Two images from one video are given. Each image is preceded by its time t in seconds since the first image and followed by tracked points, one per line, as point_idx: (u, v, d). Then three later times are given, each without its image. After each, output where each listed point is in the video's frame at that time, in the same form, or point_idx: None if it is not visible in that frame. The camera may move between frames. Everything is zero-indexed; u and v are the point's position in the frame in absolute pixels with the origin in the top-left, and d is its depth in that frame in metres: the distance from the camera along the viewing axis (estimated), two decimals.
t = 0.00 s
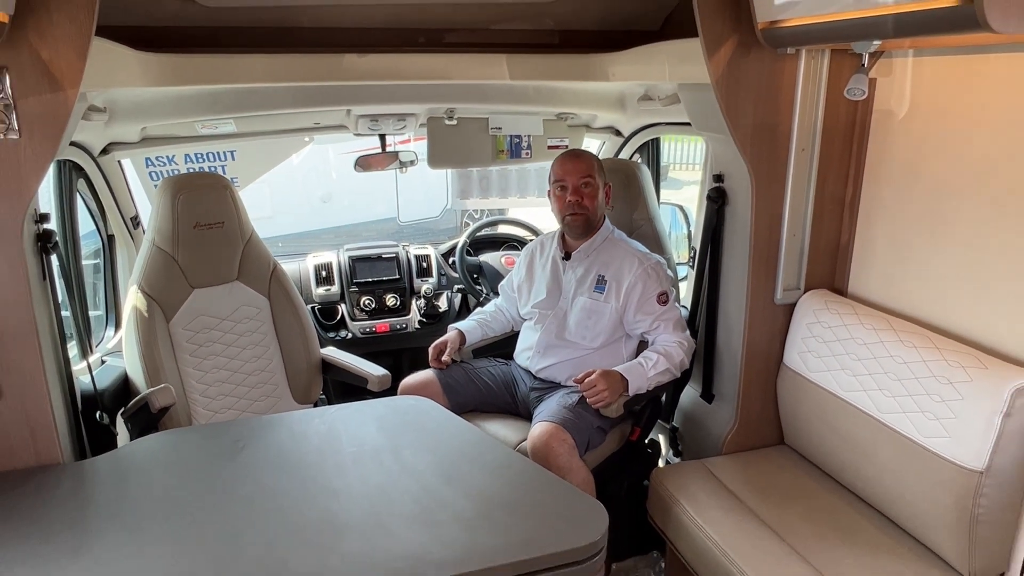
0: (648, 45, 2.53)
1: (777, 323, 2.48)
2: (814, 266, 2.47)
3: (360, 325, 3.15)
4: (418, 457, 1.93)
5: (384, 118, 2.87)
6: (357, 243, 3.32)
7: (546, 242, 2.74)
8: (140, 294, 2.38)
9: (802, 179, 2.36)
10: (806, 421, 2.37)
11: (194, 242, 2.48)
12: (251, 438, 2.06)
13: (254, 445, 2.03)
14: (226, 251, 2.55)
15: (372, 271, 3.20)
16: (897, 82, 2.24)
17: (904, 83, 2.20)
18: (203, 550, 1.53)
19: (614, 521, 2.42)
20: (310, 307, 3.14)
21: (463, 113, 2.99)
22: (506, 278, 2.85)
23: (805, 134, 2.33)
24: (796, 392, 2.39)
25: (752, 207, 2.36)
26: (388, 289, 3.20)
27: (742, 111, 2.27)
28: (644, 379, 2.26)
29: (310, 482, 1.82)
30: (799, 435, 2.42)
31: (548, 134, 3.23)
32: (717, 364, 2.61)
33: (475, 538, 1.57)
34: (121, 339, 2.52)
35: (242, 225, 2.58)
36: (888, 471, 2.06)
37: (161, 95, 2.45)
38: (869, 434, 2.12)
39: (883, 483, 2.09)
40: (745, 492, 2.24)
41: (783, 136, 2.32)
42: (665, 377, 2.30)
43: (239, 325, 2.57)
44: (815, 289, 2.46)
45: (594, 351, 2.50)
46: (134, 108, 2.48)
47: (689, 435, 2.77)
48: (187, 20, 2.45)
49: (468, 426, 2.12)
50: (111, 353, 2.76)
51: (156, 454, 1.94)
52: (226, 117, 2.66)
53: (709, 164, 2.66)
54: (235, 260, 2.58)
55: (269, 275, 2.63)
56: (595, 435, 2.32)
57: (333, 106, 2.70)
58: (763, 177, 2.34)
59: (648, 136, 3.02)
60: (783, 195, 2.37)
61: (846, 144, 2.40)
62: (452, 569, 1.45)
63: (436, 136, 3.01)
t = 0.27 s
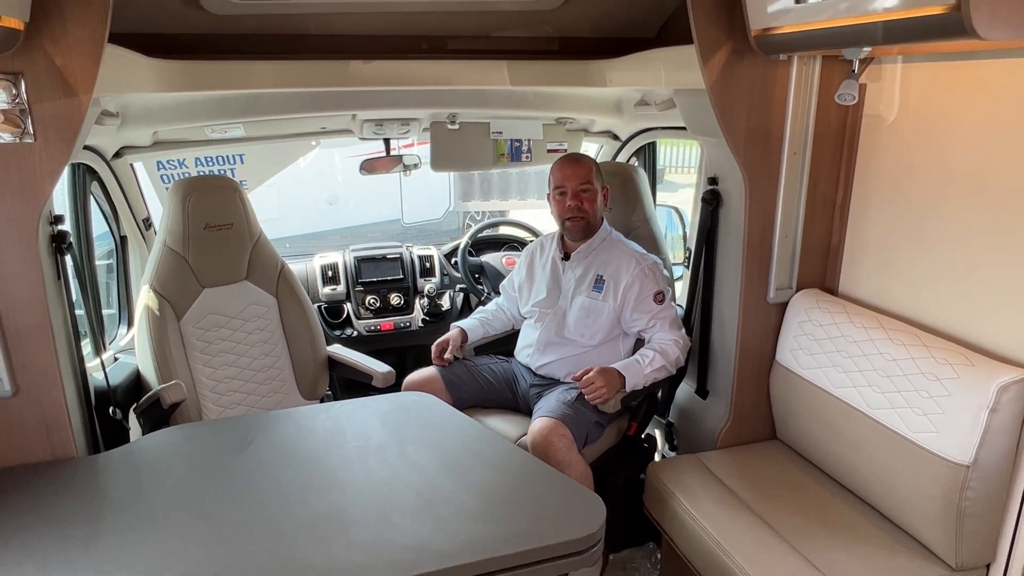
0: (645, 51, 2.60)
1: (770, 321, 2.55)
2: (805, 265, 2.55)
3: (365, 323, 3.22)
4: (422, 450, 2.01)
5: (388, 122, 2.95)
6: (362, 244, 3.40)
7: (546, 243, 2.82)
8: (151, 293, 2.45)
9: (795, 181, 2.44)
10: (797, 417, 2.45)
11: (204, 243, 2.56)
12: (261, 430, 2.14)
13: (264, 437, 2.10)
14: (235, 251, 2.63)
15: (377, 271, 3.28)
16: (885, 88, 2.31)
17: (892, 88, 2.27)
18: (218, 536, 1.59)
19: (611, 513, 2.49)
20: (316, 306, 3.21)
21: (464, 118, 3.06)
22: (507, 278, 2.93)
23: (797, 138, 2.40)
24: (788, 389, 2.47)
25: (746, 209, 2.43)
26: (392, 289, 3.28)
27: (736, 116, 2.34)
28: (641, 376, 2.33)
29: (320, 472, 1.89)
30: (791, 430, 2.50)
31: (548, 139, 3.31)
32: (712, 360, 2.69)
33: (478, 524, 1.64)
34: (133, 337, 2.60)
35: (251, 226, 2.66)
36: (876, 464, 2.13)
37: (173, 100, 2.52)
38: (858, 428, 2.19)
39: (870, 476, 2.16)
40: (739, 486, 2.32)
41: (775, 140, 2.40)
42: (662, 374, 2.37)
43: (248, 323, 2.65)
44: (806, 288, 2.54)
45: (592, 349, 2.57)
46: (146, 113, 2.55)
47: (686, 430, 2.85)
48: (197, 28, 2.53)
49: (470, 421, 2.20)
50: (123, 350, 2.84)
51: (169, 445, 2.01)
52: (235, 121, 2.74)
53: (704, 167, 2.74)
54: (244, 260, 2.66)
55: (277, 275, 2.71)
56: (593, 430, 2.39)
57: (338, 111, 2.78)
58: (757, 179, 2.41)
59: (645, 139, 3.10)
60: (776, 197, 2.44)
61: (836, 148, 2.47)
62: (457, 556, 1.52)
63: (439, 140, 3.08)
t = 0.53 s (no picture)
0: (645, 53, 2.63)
1: (768, 320, 2.58)
2: (803, 265, 2.57)
3: (367, 322, 3.25)
4: (425, 447, 2.03)
5: (390, 123, 2.98)
6: (364, 244, 3.43)
7: (546, 243, 2.85)
8: (156, 293, 2.49)
9: (793, 182, 2.46)
10: (795, 415, 2.47)
11: (208, 243, 2.59)
12: (265, 428, 2.16)
13: (267, 434, 2.13)
14: (239, 251, 2.66)
15: (379, 271, 3.31)
16: (882, 89, 2.33)
17: (889, 90, 2.30)
18: (223, 532, 1.62)
19: (611, 510, 2.52)
20: (319, 306, 3.24)
21: (466, 119, 3.09)
22: (508, 277, 2.95)
23: (795, 138, 2.42)
24: (786, 387, 2.49)
25: (744, 209, 2.46)
26: (394, 288, 3.30)
27: (735, 117, 2.36)
28: (641, 374, 2.35)
29: (323, 469, 1.92)
30: (789, 427, 2.52)
31: (549, 140, 3.34)
32: (711, 359, 2.71)
33: (479, 520, 1.67)
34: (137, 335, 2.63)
35: (254, 226, 2.69)
36: (872, 461, 2.16)
37: (177, 102, 2.55)
38: (855, 426, 2.21)
39: (867, 473, 2.19)
40: (737, 483, 2.35)
41: (773, 141, 2.42)
42: (661, 373, 2.40)
43: (252, 323, 2.68)
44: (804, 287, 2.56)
45: (593, 348, 2.59)
46: (150, 114, 2.57)
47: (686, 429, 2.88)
48: (200, 30, 2.55)
49: (471, 420, 2.22)
50: (128, 349, 2.87)
51: (174, 442, 2.04)
52: (238, 123, 2.77)
53: (703, 168, 2.76)
54: (248, 260, 2.68)
55: (280, 274, 2.73)
56: (593, 428, 2.42)
57: (341, 112, 2.81)
58: (755, 180, 2.43)
59: (644, 140, 3.13)
60: (774, 198, 2.47)
61: (833, 149, 2.50)
62: (458, 551, 1.54)
63: (440, 141, 3.11)
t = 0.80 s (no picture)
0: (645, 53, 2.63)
1: (769, 319, 2.58)
2: (803, 264, 2.58)
3: (367, 321, 3.26)
4: (425, 446, 2.04)
5: (391, 122, 2.99)
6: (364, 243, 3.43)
7: (546, 242, 2.85)
8: (157, 291, 2.49)
9: (793, 181, 2.47)
10: (795, 414, 2.48)
11: (209, 243, 2.59)
12: (266, 427, 2.17)
13: (269, 433, 2.13)
14: (240, 250, 2.66)
15: (379, 270, 3.32)
16: (882, 88, 2.34)
17: (889, 89, 2.30)
18: (225, 530, 1.63)
19: (612, 508, 2.52)
20: (320, 305, 3.25)
21: (466, 119, 3.09)
22: (508, 276, 2.96)
23: (795, 137, 2.43)
24: (785, 386, 2.50)
25: (745, 208, 2.46)
26: (394, 288, 3.31)
27: (735, 116, 2.36)
28: (641, 374, 2.36)
29: (324, 467, 1.93)
30: (789, 426, 2.53)
31: (550, 139, 3.35)
32: (711, 358, 2.72)
33: (479, 518, 1.67)
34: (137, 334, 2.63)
35: (255, 225, 2.70)
36: (872, 460, 2.16)
37: (179, 101, 2.56)
38: (855, 425, 2.22)
39: (867, 472, 2.19)
40: (737, 482, 2.35)
41: (774, 141, 2.42)
42: (661, 372, 2.40)
43: (253, 322, 2.69)
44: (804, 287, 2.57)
45: (593, 347, 2.60)
46: (151, 113, 2.58)
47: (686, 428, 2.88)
48: (201, 29, 2.56)
49: (471, 419, 2.23)
50: (128, 348, 2.87)
51: (176, 441, 2.04)
52: (239, 122, 2.78)
53: (703, 167, 2.77)
54: (249, 259, 2.69)
55: (280, 273, 2.74)
56: (593, 427, 2.42)
57: (341, 111, 2.82)
58: (755, 179, 2.43)
59: (644, 140, 3.14)
60: (774, 197, 2.47)
61: (833, 148, 2.50)
62: (459, 550, 1.55)
63: (440, 140, 3.11)
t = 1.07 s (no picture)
0: (646, 52, 2.63)
1: (770, 318, 2.58)
2: (804, 263, 2.57)
3: (367, 321, 3.25)
4: (425, 446, 2.03)
5: (391, 121, 2.99)
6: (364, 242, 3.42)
7: (547, 241, 2.85)
8: (157, 291, 2.49)
9: (794, 180, 2.46)
10: (796, 413, 2.47)
11: (209, 241, 2.58)
12: (266, 427, 2.16)
13: (268, 433, 2.13)
14: (240, 249, 2.66)
15: (379, 269, 3.31)
16: (884, 87, 2.33)
17: (891, 88, 2.29)
18: (224, 530, 1.62)
19: (612, 508, 2.52)
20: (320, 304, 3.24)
21: (466, 117, 3.09)
22: (509, 276, 2.95)
23: (797, 136, 2.42)
24: (786, 386, 2.49)
25: (746, 207, 2.45)
26: (394, 287, 3.30)
27: (736, 115, 2.35)
28: (642, 373, 2.35)
29: (324, 467, 1.92)
30: (790, 426, 2.52)
31: (550, 138, 3.35)
32: (712, 358, 2.71)
33: (480, 518, 1.66)
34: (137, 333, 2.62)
35: (255, 224, 2.69)
36: (873, 459, 2.16)
37: (178, 100, 2.55)
38: (856, 425, 2.21)
39: (868, 472, 2.18)
40: (738, 482, 2.34)
41: (775, 139, 2.41)
42: (662, 371, 2.39)
43: (253, 321, 2.68)
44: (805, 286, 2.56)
45: (593, 346, 2.59)
46: (150, 112, 2.57)
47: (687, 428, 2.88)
48: (201, 28, 2.55)
49: (472, 418, 2.22)
50: (128, 347, 2.87)
51: (175, 441, 2.04)
52: (239, 121, 2.77)
53: (704, 166, 2.76)
54: (249, 258, 2.68)
55: (280, 272, 2.73)
56: (593, 427, 2.42)
57: (341, 110, 2.81)
58: (757, 178, 2.43)
59: (645, 139, 3.13)
60: (775, 196, 2.46)
61: (835, 147, 2.49)
62: (459, 550, 1.54)
63: (441, 139, 3.11)
